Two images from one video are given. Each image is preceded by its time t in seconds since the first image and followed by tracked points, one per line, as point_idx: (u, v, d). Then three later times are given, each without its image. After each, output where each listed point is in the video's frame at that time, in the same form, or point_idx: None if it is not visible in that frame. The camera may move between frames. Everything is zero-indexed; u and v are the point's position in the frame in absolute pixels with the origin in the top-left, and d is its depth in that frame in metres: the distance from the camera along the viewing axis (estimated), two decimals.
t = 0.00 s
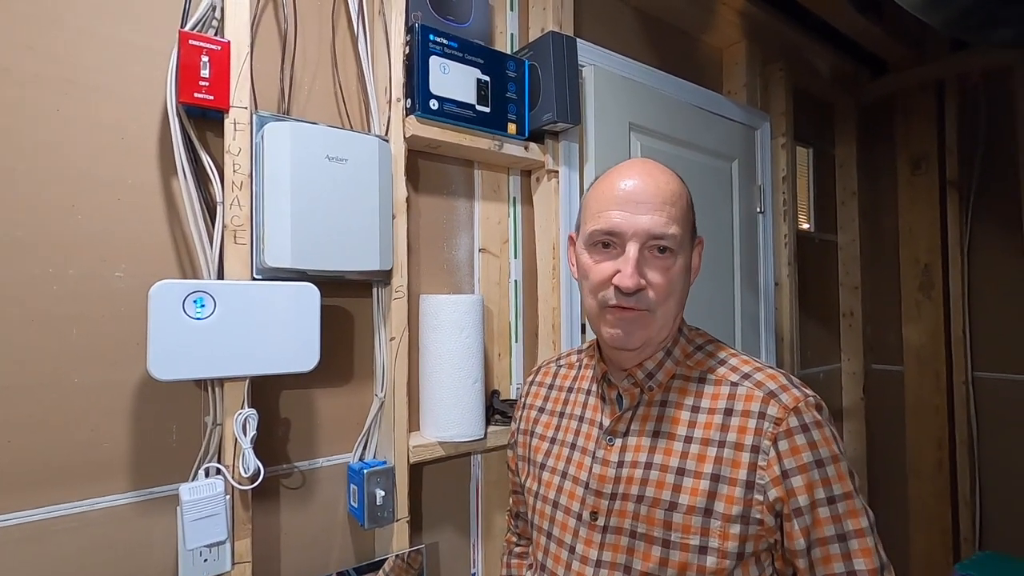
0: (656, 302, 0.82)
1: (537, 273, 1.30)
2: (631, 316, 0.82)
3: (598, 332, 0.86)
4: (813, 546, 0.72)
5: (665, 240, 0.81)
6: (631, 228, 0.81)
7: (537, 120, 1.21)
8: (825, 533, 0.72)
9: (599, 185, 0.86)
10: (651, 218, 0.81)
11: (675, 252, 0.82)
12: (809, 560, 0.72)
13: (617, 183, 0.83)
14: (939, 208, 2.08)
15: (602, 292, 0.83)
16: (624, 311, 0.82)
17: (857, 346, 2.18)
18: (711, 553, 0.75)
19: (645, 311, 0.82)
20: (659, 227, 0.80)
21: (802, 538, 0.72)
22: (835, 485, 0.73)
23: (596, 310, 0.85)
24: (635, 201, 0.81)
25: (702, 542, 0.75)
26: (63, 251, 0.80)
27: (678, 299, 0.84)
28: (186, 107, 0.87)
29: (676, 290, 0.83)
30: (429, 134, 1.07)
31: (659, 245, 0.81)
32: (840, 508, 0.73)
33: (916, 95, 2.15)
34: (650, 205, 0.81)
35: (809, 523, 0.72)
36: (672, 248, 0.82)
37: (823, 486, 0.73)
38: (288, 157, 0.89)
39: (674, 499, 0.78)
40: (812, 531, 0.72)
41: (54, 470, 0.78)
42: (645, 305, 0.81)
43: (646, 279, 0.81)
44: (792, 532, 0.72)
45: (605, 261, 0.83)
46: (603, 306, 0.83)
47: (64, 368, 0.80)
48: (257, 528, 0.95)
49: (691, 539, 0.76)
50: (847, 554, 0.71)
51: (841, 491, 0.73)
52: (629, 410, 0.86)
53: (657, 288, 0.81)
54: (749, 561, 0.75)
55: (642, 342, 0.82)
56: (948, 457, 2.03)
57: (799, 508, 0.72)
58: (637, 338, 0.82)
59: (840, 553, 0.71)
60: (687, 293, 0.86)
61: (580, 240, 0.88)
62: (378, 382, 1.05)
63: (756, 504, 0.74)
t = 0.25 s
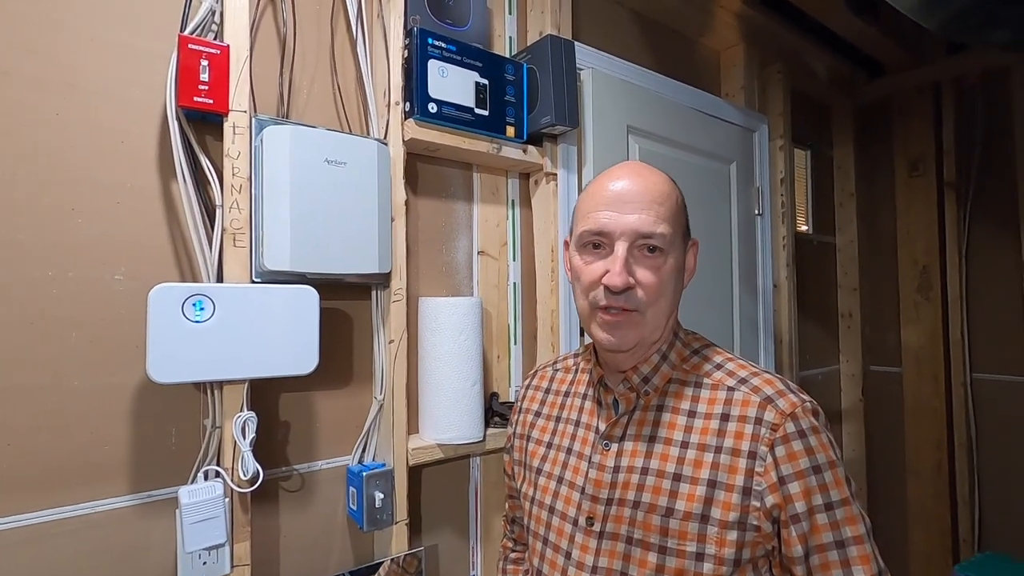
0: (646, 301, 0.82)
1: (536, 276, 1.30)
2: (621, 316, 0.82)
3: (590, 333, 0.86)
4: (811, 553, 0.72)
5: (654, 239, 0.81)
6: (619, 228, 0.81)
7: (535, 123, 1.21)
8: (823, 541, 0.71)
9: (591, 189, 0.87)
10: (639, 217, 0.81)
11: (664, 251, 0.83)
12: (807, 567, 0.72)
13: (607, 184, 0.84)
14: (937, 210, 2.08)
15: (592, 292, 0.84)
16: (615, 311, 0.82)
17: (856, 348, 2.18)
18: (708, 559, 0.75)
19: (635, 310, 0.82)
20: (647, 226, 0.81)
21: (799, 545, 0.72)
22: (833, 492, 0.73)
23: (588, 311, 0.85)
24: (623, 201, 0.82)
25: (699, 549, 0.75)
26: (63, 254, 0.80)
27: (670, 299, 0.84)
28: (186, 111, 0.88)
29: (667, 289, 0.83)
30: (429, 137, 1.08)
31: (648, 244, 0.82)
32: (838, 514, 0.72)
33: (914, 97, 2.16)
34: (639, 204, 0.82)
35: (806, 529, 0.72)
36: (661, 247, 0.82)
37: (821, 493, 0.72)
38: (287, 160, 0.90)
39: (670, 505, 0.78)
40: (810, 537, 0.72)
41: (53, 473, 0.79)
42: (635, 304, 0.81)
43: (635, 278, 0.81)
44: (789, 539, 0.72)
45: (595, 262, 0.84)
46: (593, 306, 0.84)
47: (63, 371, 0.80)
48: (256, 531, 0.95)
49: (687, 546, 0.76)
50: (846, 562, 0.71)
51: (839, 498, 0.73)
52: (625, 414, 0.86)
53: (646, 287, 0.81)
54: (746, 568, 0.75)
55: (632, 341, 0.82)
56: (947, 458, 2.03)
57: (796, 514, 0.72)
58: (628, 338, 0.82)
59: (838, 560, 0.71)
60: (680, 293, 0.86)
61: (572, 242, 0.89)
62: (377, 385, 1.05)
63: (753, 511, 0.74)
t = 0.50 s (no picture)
0: (635, 310, 0.82)
1: (537, 280, 1.31)
2: (609, 325, 0.82)
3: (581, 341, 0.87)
4: (808, 565, 0.71)
5: (642, 249, 0.81)
6: (606, 237, 0.82)
7: (539, 128, 1.22)
8: (819, 552, 0.71)
9: (585, 197, 0.87)
10: (628, 227, 0.81)
11: (654, 261, 0.82)
12: None
13: (599, 193, 0.84)
14: (938, 219, 2.09)
15: (581, 301, 0.84)
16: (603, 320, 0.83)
17: (855, 356, 2.18)
18: (703, 569, 0.75)
19: (623, 320, 0.82)
20: (635, 236, 0.80)
21: (796, 556, 0.71)
22: (830, 503, 0.73)
23: (578, 319, 0.86)
24: (612, 210, 0.82)
25: (694, 558, 0.75)
26: (67, 253, 0.81)
27: (660, 308, 0.84)
28: (191, 112, 0.88)
29: (656, 299, 0.83)
30: (433, 141, 1.08)
31: (636, 254, 0.81)
32: (835, 525, 0.72)
33: (915, 106, 2.17)
34: (627, 213, 0.81)
35: (803, 540, 0.71)
36: (650, 256, 0.81)
37: (817, 503, 0.72)
38: (291, 163, 0.90)
39: (666, 514, 0.78)
40: (807, 548, 0.71)
41: (53, 471, 0.79)
42: (622, 314, 0.81)
43: (622, 287, 0.81)
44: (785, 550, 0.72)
45: (584, 271, 0.85)
46: (582, 315, 0.84)
47: (65, 370, 0.80)
48: (255, 532, 0.95)
49: (683, 555, 0.76)
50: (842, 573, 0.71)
51: (836, 510, 0.73)
52: (622, 422, 0.87)
53: (634, 297, 0.81)
54: None
55: (620, 351, 0.83)
56: (945, 467, 2.03)
57: (792, 525, 0.72)
58: (615, 347, 0.83)
59: (835, 572, 0.71)
60: (671, 302, 0.85)
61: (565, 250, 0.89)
62: (378, 388, 1.05)
63: (750, 521, 0.74)
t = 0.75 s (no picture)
0: (622, 312, 0.81)
1: (542, 286, 1.31)
2: (596, 327, 0.82)
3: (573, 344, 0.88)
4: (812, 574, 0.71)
5: (627, 250, 0.81)
6: (592, 239, 0.82)
7: (544, 134, 1.22)
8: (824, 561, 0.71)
9: (581, 201, 0.87)
10: (614, 228, 0.81)
11: (641, 262, 0.81)
12: None
13: (590, 196, 0.85)
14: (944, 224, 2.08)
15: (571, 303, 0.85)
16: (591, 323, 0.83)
17: (861, 361, 2.17)
18: None
19: (610, 322, 0.82)
20: (620, 237, 0.81)
21: (800, 565, 0.71)
22: (834, 511, 0.72)
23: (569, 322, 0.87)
24: (599, 212, 0.83)
25: (697, 566, 0.75)
26: (78, 259, 0.82)
27: (650, 311, 0.83)
28: (201, 119, 0.89)
29: (645, 301, 0.82)
30: (438, 147, 1.09)
31: (622, 255, 0.81)
32: (840, 533, 0.72)
33: (920, 112, 2.17)
34: (613, 215, 0.82)
35: (807, 549, 0.71)
36: (636, 257, 0.81)
37: (821, 512, 0.72)
38: (298, 169, 0.91)
39: (668, 522, 0.78)
40: (810, 557, 0.71)
41: (63, 475, 0.79)
42: (609, 315, 0.81)
43: (608, 289, 0.81)
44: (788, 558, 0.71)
45: (574, 274, 0.85)
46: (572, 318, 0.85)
47: (75, 374, 0.81)
48: (261, 535, 0.95)
49: (685, 563, 0.76)
50: None
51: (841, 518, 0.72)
52: (624, 428, 0.87)
53: (620, 298, 0.81)
54: None
55: (608, 353, 0.83)
56: (952, 473, 2.01)
57: (796, 533, 0.72)
58: (603, 350, 0.83)
59: None
60: (663, 305, 0.84)
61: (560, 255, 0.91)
62: (384, 393, 1.05)
63: (753, 529, 0.74)
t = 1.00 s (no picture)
0: (623, 311, 0.81)
1: (543, 286, 1.31)
2: (597, 326, 0.83)
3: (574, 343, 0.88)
4: None
5: (628, 248, 0.81)
6: (593, 237, 0.82)
7: (544, 135, 1.22)
8: (824, 563, 0.71)
9: (580, 201, 0.87)
10: (614, 226, 0.81)
11: (642, 261, 0.81)
12: None
13: (591, 195, 0.85)
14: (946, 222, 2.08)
15: (572, 302, 0.85)
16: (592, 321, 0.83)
17: (864, 360, 2.16)
18: None
19: (611, 320, 0.82)
20: (620, 235, 0.81)
21: (800, 568, 0.71)
22: (835, 514, 0.72)
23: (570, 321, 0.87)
24: (599, 211, 0.83)
25: (695, 568, 0.76)
26: (81, 262, 0.82)
27: (652, 309, 0.83)
28: (202, 122, 0.89)
29: (646, 299, 0.82)
30: (439, 149, 1.09)
31: (623, 253, 0.81)
32: (840, 537, 0.72)
33: (921, 110, 2.17)
34: (614, 213, 0.82)
35: (806, 552, 0.71)
36: (637, 256, 0.81)
37: (822, 515, 0.72)
38: (299, 171, 0.91)
39: (667, 524, 0.78)
40: (810, 560, 0.71)
41: (67, 477, 0.80)
42: (610, 314, 0.81)
43: (609, 287, 0.81)
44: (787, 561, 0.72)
45: (574, 273, 0.85)
46: (573, 316, 0.85)
47: (78, 377, 0.81)
48: (264, 537, 0.95)
49: (683, 565, 0.76)
50: None
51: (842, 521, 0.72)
52: (624, 429, 0.87)
53: (621, 297, 0.81)
54: None
55: (609, 352, 0.83)
56: (956, 472, 2.01)
57: (795, 536, 0.72)
58: (604, 348, 0.83)
59: None
60: (664, 304, 0.84)
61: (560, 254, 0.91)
62: (385, 394, 1.05)
63: (752, 532, 0.74)
